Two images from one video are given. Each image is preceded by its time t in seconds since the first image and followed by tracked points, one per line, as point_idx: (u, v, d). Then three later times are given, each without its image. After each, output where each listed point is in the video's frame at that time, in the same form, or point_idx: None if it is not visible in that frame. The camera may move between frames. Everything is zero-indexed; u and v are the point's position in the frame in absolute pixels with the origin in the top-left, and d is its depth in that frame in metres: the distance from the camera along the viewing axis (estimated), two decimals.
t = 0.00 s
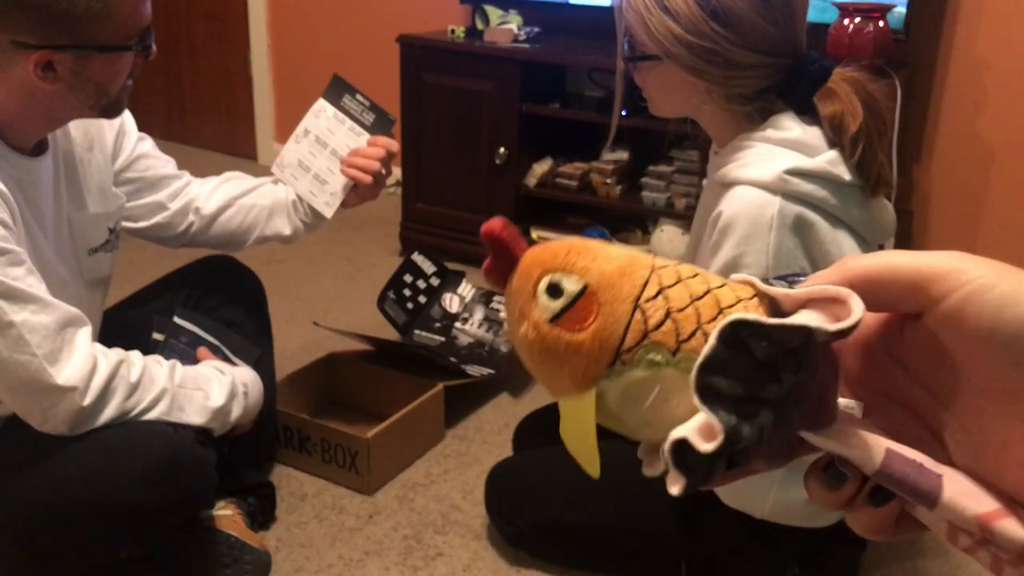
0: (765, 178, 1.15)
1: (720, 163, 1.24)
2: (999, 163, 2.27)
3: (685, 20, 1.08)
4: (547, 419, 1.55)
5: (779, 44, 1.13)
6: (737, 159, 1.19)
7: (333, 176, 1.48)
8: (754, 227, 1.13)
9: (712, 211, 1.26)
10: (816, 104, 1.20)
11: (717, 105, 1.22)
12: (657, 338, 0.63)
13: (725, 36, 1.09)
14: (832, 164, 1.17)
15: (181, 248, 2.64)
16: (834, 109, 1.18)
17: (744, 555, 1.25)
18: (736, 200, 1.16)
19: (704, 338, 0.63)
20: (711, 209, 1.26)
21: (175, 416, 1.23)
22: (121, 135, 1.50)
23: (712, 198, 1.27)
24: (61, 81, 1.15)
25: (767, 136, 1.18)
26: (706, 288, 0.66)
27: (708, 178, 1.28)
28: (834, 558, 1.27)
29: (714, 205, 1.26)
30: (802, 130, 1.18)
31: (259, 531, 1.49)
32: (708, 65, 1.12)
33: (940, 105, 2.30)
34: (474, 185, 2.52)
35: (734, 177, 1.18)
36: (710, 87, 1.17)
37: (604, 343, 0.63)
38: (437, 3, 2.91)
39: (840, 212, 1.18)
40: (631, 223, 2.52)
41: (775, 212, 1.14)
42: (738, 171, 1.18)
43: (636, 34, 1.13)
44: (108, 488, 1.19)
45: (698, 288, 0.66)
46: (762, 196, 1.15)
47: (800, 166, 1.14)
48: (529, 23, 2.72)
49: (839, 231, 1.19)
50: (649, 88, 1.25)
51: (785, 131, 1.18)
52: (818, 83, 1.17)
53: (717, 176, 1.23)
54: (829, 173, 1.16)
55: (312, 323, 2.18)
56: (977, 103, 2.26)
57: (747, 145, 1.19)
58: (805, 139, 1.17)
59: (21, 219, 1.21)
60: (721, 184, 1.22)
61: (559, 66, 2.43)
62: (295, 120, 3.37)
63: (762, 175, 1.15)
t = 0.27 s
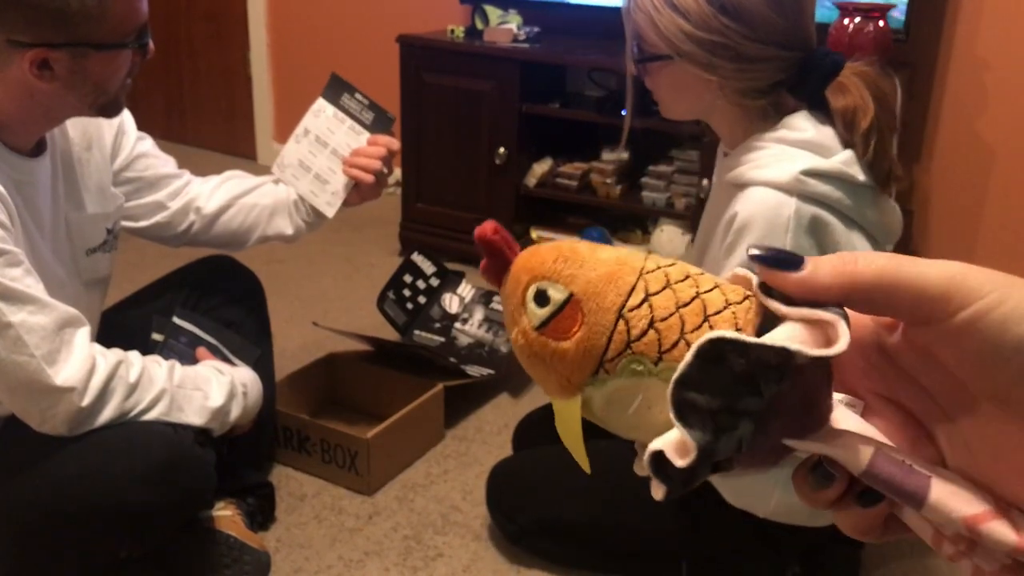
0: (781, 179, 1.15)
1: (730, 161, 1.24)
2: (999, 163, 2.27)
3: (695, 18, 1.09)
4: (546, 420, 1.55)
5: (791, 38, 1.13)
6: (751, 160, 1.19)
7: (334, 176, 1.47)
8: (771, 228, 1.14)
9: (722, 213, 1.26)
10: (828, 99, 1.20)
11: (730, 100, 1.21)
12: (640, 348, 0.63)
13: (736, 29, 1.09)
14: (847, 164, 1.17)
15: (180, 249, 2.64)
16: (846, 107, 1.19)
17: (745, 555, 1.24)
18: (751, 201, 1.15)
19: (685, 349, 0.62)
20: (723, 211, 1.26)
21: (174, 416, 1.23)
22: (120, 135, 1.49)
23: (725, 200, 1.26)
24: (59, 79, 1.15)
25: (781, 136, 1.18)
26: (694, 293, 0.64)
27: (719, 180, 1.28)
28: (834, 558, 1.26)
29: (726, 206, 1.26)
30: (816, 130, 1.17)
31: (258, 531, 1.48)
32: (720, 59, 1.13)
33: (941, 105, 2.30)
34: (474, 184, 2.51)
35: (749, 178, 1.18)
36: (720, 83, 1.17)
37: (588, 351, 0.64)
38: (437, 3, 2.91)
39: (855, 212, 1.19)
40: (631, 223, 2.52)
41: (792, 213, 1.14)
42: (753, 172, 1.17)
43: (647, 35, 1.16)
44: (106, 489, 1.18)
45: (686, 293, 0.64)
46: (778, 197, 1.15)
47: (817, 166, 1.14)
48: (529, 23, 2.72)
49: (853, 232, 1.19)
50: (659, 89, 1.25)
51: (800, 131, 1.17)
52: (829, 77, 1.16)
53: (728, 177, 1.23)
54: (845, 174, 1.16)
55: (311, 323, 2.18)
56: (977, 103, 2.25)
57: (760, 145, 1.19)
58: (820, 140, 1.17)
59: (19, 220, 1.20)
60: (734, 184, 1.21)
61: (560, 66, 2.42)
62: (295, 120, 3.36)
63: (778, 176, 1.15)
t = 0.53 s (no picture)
0: (790, 174, 1.15)
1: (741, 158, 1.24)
2: (999, 162, 2.27)
3: (699, 10, 1.09)
4: (546, 420, 1.55)
5: (797, 24, 1.12)
6: (759, 156, 1.19)
7: (337, 175, 1.47)
8: (778, 225, 1.13)
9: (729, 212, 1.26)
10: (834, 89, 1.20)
11: (742, 92, 1.20)
12: (634, 381, 0.66)
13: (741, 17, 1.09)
14: (856, 160, 1.18)
15: (180, 249, 2.64)
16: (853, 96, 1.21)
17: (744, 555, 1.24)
18: (760, 196, 1.16)
19: (679, 378, 0.64)
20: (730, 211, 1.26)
21: (174, 416, 1.23)
22: (120, 134, 1.49)
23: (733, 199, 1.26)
24: (57, 78, 1.15)
25: (789, 132, 1.19)
26: (689, 319, 0.66)
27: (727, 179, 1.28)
28: (834, 558, 1.27)
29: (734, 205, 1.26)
30: (824, 127, 1.19)
31: (258, 531, 1.48)
32: (728, 49, 1.12)
33: (940, 104, 2.30)
34: (474, 184, 2.51)
35: (757, 175, 1.18)
36: (731, 75, 1.16)
37: (586, 379, 0.68)
38: (436, 3, 2.91)
39: (864, 209, 1.19)
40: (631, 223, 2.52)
41: (801, 207, 1.14)
42: (761, 168, 1.18)
43: (652, 34, 1.16)
44: (106, 489, 1.18)
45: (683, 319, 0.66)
46: (787, 192, 1.15)
47: (825, 161, 1.15)
48: (528, 23, 2.72)
49: (862, 229, 1.18)
50: (668, 86, 1.23)
51: (808, 127, 1.18)
52: (838, 66, 1.15)
53: (736, 176, 1.24)
54: (853, 169, 1.17)
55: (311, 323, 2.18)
56: (977, 102, 2.26)
57: (768, 142, 1.20)
58: (828, 137, 1.18)
59: (19, 220, 1.20)
60: (742, 181, 1.22)
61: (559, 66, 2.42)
62: (295, 120, 3.36)
63: (787, 171, 1.15)
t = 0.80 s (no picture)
0: (799, 171, 1.15)
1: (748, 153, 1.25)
2: (998, 161, 2.27)
3: (706, 6, 1.14)
4: (545, 420, 1.55)
5: (803, 20, 1.15)
6: (768, 152, 1.19)
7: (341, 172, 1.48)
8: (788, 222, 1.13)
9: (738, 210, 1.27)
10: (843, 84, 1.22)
11: (750, 91, 1.22)
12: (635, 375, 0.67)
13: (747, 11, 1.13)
14: (866, 158, 1.16)
15: (179, 250, 2.64)
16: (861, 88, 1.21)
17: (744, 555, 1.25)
18: (770, 193, 1.16)
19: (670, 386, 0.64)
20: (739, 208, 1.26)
21: (174, 416, 1.23)
22: (120, 133, 1.49)
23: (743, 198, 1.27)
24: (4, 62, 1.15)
25: (797, 129, 1.18)
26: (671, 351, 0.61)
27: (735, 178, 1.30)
28: (834, 559, 1.27)
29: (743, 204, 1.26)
30: (833, 124, 1.18)
31: (258, 531, 1.49)
32: (736, 45, 1.16)
33: (939, 103, 2.30)
34: (473, 184, 2.51)
35: (766, 171, 1.18)
36: (739, 72, 1.18)
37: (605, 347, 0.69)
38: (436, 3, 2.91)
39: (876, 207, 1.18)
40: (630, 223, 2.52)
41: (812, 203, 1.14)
42: (770, 164, 1.18)
43: (660, 33, 1.21)
44: (106, 490, 1.19)
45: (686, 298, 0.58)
46: (797, 189, 1.15)
47: (836, 158, 1.14)
48: (528, 23, 2.72)
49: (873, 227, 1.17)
50: (677, 86, 1.27)
51: (817, 124, 1.18)
52: (843, 63, 1.18)
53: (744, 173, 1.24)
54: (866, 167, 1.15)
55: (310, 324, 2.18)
56: (975, 101, 2.26)
57: (776, 139, 1.20)
58: (836, 133, 1.17)
59: (16, 219, 1.21)
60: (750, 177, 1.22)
61: (559, 66, 2.43)
62: (294, 120, 3.37)
63: (796, 168, 1.15)
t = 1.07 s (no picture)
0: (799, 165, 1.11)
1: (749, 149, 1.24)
2: (998, 160, 2.27)
3: (710, 5, 1.14)
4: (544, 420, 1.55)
5: (807, 15, 1.14)
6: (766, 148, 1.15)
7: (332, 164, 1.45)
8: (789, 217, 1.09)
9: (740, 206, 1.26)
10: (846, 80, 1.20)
11: (752, 91, 1.22)
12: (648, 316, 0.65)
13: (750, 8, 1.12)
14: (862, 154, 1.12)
15: (179, 250, 2.64)
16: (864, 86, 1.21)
17: (744, 555, 1.24)
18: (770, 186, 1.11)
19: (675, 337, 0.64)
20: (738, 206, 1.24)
21: (171, 414, 1.24)
22: (109, 130, 1.49)
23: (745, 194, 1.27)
24: None
25: (798, 125, 1.15)
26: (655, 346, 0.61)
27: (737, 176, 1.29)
28: (834, 559, 1.26)
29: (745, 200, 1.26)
30: (832, 123, 1.15)
31: (258, 531, 1.49)
32: (741, 41, 1.15)
33: (940, 102, 2.29)
34: (473, 184, 2.51)
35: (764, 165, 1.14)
36: (743, 68, 1.18)
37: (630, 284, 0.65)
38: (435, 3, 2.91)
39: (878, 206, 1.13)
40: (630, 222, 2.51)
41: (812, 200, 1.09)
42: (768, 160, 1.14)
43: (664, 31, 1.22)
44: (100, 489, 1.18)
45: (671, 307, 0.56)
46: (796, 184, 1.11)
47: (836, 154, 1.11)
48: (527, 23, 2.72)
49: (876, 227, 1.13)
50: (683, 82, 1.28)
51: (818, 122, 1.15)
52: (847, 58, 1.16)
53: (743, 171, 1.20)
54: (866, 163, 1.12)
55: (309, 323, 2.18)
56: (975, 100, 2.25)
57: (775, 135, 1.16)
58: (836, 131, 1.14)
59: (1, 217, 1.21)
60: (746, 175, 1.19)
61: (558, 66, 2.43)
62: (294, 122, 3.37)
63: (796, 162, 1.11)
